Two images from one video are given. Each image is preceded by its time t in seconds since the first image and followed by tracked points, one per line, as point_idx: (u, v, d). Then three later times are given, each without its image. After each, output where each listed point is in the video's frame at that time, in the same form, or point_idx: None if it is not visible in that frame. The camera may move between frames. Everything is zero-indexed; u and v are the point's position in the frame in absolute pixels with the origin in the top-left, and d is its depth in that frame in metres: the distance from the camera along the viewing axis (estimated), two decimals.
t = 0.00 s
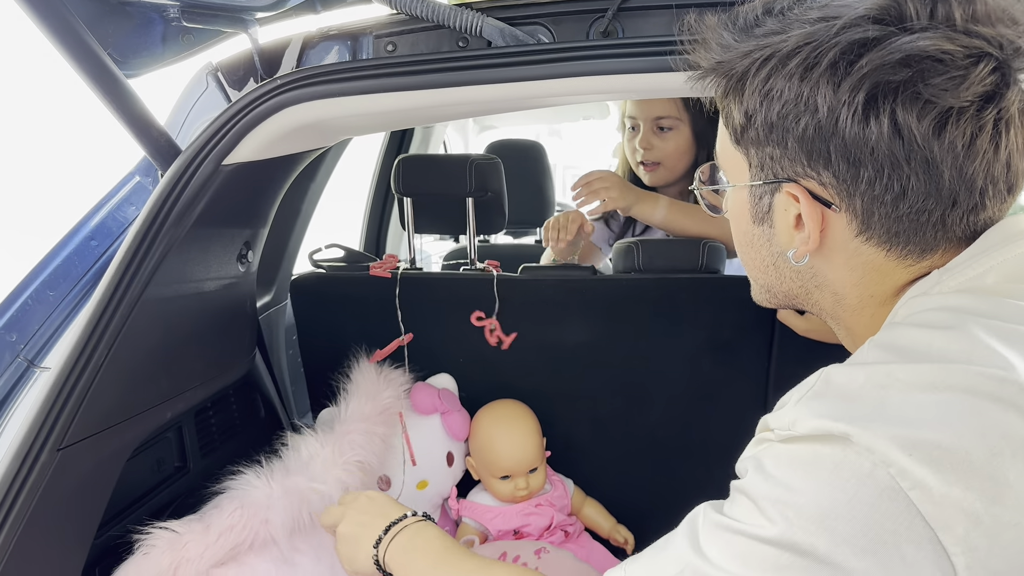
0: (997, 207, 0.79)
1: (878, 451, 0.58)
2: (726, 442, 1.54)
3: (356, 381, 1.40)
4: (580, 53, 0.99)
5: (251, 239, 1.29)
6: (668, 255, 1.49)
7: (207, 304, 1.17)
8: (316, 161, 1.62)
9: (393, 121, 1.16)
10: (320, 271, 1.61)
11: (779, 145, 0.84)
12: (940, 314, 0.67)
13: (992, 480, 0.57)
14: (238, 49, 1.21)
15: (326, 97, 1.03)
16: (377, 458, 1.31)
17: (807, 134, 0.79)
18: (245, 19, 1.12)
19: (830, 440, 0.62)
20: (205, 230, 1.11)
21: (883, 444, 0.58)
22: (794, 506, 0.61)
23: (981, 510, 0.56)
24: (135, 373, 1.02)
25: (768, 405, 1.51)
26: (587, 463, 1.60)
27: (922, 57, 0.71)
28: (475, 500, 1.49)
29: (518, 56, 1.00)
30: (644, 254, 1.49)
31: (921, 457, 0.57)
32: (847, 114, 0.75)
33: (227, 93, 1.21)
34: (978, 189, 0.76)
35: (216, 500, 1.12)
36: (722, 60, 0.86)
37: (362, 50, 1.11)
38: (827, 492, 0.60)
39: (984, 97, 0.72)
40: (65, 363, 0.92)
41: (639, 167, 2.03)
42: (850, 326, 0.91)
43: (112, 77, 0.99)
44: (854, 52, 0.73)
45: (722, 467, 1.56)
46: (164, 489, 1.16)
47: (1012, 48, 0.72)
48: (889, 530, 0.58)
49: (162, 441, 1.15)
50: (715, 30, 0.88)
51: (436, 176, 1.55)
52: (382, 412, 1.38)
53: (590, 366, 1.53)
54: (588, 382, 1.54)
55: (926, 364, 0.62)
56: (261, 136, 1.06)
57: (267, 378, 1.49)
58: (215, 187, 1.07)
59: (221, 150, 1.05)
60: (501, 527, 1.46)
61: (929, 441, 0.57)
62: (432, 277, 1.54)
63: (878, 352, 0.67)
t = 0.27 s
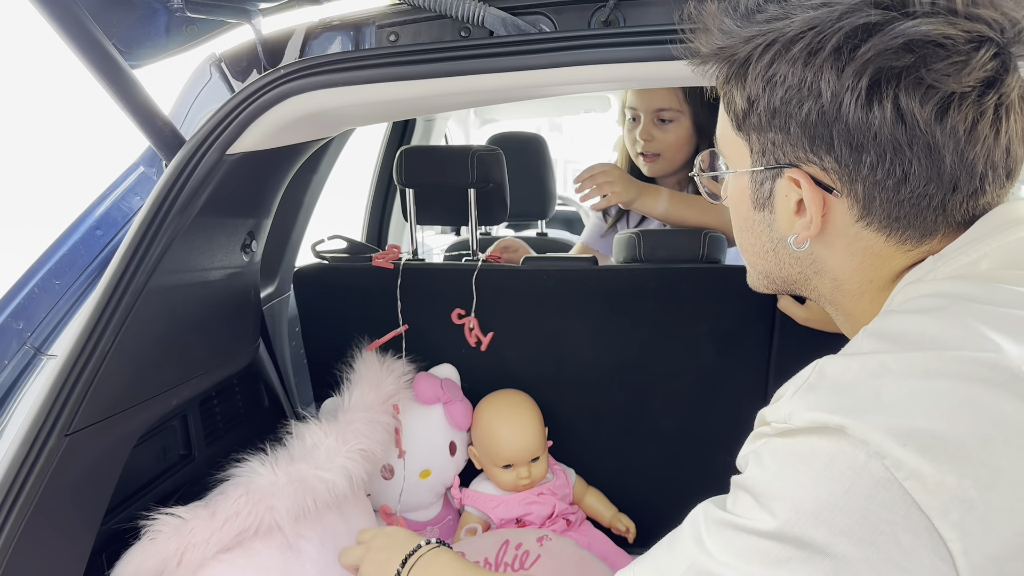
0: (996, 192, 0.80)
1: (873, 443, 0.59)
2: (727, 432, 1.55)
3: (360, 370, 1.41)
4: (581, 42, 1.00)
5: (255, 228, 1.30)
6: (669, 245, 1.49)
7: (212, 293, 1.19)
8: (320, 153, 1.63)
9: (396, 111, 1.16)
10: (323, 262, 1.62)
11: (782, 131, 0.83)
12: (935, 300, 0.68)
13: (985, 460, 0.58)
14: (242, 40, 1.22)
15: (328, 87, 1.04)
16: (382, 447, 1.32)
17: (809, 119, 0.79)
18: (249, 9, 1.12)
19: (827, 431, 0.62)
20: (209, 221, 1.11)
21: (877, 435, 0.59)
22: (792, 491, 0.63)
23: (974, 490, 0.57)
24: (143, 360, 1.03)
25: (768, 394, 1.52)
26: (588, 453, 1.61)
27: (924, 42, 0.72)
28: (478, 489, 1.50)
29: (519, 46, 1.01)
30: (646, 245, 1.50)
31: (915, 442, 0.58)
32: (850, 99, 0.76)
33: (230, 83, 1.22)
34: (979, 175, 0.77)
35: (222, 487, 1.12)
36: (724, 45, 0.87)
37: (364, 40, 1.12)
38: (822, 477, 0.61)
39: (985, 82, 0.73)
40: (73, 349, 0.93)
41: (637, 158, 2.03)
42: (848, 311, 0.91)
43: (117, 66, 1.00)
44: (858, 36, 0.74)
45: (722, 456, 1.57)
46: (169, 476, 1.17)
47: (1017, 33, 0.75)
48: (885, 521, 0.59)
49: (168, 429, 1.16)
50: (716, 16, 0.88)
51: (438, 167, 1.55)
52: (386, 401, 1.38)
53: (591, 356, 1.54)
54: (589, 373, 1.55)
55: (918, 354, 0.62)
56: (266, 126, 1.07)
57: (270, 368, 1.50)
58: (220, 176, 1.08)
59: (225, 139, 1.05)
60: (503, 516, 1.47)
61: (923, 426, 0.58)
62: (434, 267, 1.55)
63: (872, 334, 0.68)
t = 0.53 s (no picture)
0: (988, 179, 0.79)
1: (859, 439, 0.59)
2: (728, 423, 1.55)
3: (360, 363, 1.41)
4: (582, 31, 1.00)
5: (256, 220, 1.30)
6: (670, 237, 1.49)
7: (214, 282, 1.19)
8: (320, 145, 1.63)
9: (394, 102, 1.16)
10: (323, 255, 1.62)
11: (773, 120, 0.83)
12: (923, 289, 0.68)
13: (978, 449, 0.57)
14: (241, 31, 1.22)
15: (326, 79, 1.04)
16: (383, 439, 1.33)
17: (801, 109, 0.79)
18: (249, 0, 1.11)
19: (815, 426, 0.63)
20: (209, 212, 1.11)
21: (863, 431, 0.58)
22: (786, 480, 0.63)
23: (964, 480, 0.57)
24: (145, 351, 1.04)
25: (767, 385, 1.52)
26: (588, 446, 1.61)
27: (913, 31, 0.72)
28: (478, 481, 1.50)
29: (518, 36, 1.00)
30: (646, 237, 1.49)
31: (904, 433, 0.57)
32: (841, 88, 0.76)
33: (230, 75, 1.22)
34: (969, 162, 0.77)
35: (222, 478, 1.13)
36: (715, 35, 0.86)
37: (364, 31, 1.11)
38: (816, 465, 0.61)
39: (975, 70, 0.73)
40: (74, 339, 0.93)
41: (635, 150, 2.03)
42: (841, 300, 0.91)
43: (117, 58, 1.00)
44: (849, 25, 0.74)
45: (722, 449, 1.57)
46: (170, 468, 1.17)
47: (1007, 21, 0.73)
48: (873, 513, 0.59)
49: (169, 421, 1.17)
50: (710, 10, 0.87)
51: (438, 159, 1.55)
52: (386, 394, 1.38)
53: (590, 348, 1.53)
54: (589, 365, 1.55)
55: (901, 347, 0.62)
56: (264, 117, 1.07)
57: (271, 360, 1.51)
58: (220, 167, 1.08)
59: (225, 130, 1.06)
60: (503, 508, 1.48)
61: (910, 416, 0.58)
62: (434, 260, 1.55)
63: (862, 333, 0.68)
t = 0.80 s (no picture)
0: (995, 178, 0.78)
1: (865, 452, 0.58)
2: (732, 422, 1.54)
3: (362, 361, 1.41)
4: (584, 27, 0.99)
5: (256, 218, 1.29)
6: (673, 235, 1.48)
7: (214, 279, 1.18)
8: (321, 142, 1.62)
9: (395, 99, 1.15)
10: (325, 253, 1.61)
11: (776, 118, 0.82)
12: (927, 293, 0.67)
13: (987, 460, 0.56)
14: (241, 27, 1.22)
15: (326, 75, 1.03)
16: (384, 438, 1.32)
17: (805, 106, 0.78)
18: None
19: (819, 439, 0.62)
20: (208, 210, 1.10)
21: (869, 443, 0.57)
22: (795, 482, 0.62)
23: (973, 487, 0.56)
24: (144, 350, 1.03)
25: (772, 385, 1.51)
26: (590, 445, 1.60)
27: (921, 26, 0.71)
28: (480, 481, 1.50)
29: (520, 32, 0.99)
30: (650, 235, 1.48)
31: (907, 437, 0.57)
32: (847, 84, 0.75)
33: (230, 71, 1.22)
34: (977, 160, 0.75)
35: (222, 478, 1.12)
36: (716, 33, 0.86)
37: (365, 27, 1.10)
38: (825, 467, 0.60)
39: (982, 66, 0.72)
40: (71, 338, 0.93)
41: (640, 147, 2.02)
42: (843, 301, 0.90)
43: (116, 54, 0.99)
44: (854, 20, 0.73)
45: (726, 449, 1.56)
46: (168, 468, 1.17)
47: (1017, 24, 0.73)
48: (882, 515, 0.57)
49: (168, 420, 1.16)
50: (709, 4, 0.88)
51: (440, 157, 1.54)
52: (387, 393, 1.38)
53: (593, 347, 1.52)
54: (591, 364, 1.54)
55: (906, 353, 0.61)
56: (263, 114, 1.06)
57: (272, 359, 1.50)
58: (221, 165, 1.07)
59: (226, 128, 1.05)
60: (506, 507, 1.47)
61: (915, 426, 0.57)
62: (435, 258, 1.54)
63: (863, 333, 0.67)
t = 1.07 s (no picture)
0: (1014, 183, 0.78)
1: (875, 481, 0.58)
2: (739, 425, 1.53)
3: (367, 364, 1.40)
4: (592, 30, 0.98)
5: (262, 221, 1.29)
6: (680, 238, 1.47)
7: (220, 280, 1.18)
8: (327, 145, 1.62)
9: (402, 102, 1.15)
10: (330, 256, 1.61)
11: (795, 123, 0.82)
12: (934, 310, 0.66)
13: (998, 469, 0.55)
14: (248, 30, 1.21)
15: (333, 79, 1.03)
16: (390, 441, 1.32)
17: (826, 110, 0.78)
18: None
19: (828, 467, 0.62)
20: (214, 214, 1.10)
21: (880, 472, 0.57)
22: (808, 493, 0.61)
23: (991, 499, 0.55)
24: (149, 353, 1.03)
25: (779, 386, 1.50)
26: (596, 448, 1.59)
27: (943, 28, 0.70)
28: (486, 484, 1.50)
29: (527, 35, 0.99)
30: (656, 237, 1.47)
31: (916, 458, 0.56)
32: (870, 88, 0.74)
33: (236, 74, 1.21)
34: (998, 165, 0.75)
35: (230, 482, 1.12)
36: (726, 37, 0.86)
37: (372, 30, 1.10)
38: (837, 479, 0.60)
39: (1005, 68, 0.70)
40: (78, 343, 0.92)
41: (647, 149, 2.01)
42: (856, 309, 0.90)
43: (121, 57, 0.98)
44: (877, 22, 0.72)
45: (732, 452, 1.55)
46: (175, 471, 1.16)
47: None
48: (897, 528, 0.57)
49: (174, 423, 1.16)
50: (715, 8, 0.86)
51: (446, 159, 1.54)
52: (393, 396, 1.37)
53: (599, 350, 1.52)
54: (597, 367, 1.53)
55: (917, 375, 0.60)
56: (270, 116, 1.06)
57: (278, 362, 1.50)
58: (227, 167, 1.07)
59: (232, 131, 1.04)
60: (511, 510, 1.47)
61: (924, 451, 0.56)
62: (441, 260, 1.53)
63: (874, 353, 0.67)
